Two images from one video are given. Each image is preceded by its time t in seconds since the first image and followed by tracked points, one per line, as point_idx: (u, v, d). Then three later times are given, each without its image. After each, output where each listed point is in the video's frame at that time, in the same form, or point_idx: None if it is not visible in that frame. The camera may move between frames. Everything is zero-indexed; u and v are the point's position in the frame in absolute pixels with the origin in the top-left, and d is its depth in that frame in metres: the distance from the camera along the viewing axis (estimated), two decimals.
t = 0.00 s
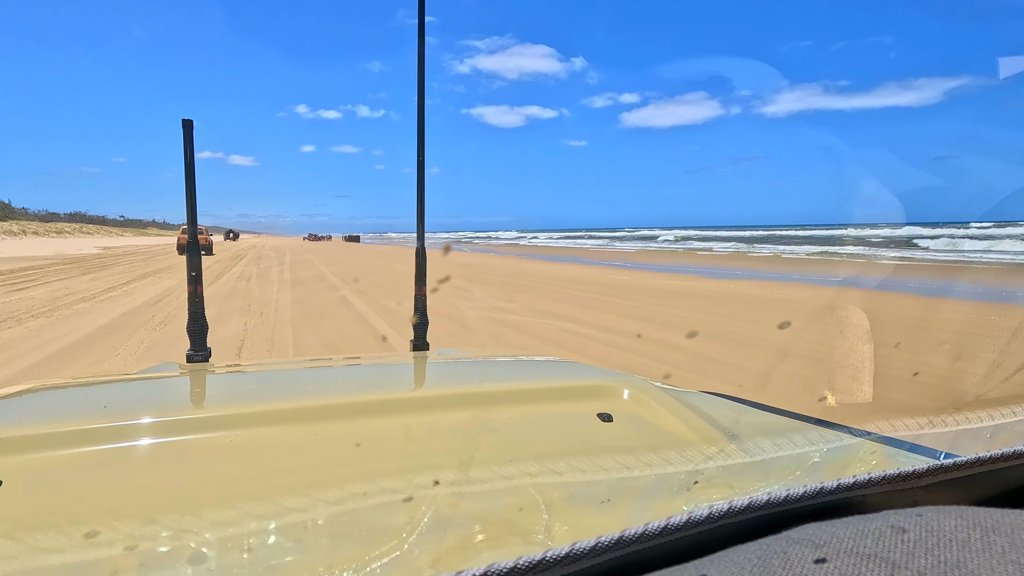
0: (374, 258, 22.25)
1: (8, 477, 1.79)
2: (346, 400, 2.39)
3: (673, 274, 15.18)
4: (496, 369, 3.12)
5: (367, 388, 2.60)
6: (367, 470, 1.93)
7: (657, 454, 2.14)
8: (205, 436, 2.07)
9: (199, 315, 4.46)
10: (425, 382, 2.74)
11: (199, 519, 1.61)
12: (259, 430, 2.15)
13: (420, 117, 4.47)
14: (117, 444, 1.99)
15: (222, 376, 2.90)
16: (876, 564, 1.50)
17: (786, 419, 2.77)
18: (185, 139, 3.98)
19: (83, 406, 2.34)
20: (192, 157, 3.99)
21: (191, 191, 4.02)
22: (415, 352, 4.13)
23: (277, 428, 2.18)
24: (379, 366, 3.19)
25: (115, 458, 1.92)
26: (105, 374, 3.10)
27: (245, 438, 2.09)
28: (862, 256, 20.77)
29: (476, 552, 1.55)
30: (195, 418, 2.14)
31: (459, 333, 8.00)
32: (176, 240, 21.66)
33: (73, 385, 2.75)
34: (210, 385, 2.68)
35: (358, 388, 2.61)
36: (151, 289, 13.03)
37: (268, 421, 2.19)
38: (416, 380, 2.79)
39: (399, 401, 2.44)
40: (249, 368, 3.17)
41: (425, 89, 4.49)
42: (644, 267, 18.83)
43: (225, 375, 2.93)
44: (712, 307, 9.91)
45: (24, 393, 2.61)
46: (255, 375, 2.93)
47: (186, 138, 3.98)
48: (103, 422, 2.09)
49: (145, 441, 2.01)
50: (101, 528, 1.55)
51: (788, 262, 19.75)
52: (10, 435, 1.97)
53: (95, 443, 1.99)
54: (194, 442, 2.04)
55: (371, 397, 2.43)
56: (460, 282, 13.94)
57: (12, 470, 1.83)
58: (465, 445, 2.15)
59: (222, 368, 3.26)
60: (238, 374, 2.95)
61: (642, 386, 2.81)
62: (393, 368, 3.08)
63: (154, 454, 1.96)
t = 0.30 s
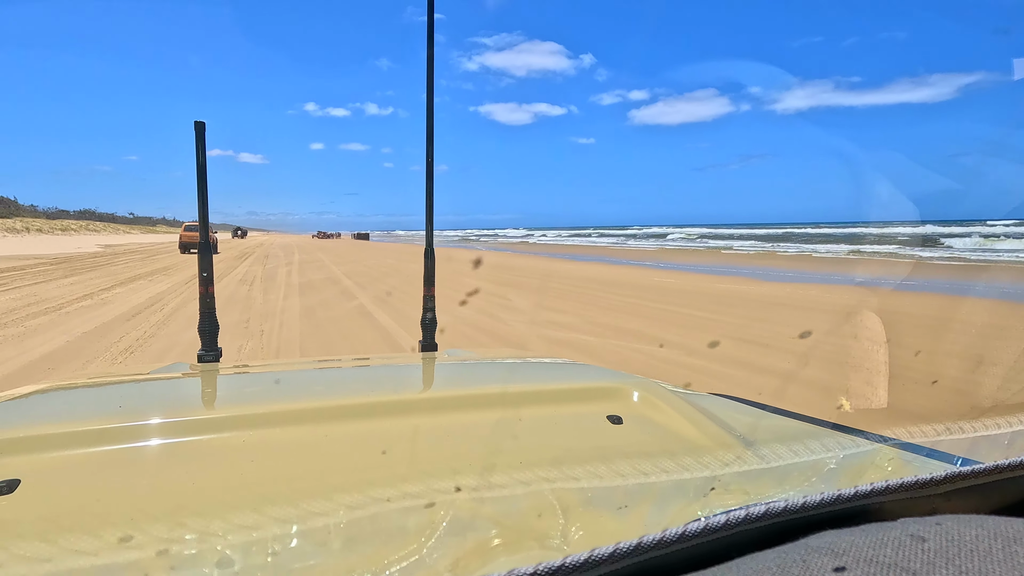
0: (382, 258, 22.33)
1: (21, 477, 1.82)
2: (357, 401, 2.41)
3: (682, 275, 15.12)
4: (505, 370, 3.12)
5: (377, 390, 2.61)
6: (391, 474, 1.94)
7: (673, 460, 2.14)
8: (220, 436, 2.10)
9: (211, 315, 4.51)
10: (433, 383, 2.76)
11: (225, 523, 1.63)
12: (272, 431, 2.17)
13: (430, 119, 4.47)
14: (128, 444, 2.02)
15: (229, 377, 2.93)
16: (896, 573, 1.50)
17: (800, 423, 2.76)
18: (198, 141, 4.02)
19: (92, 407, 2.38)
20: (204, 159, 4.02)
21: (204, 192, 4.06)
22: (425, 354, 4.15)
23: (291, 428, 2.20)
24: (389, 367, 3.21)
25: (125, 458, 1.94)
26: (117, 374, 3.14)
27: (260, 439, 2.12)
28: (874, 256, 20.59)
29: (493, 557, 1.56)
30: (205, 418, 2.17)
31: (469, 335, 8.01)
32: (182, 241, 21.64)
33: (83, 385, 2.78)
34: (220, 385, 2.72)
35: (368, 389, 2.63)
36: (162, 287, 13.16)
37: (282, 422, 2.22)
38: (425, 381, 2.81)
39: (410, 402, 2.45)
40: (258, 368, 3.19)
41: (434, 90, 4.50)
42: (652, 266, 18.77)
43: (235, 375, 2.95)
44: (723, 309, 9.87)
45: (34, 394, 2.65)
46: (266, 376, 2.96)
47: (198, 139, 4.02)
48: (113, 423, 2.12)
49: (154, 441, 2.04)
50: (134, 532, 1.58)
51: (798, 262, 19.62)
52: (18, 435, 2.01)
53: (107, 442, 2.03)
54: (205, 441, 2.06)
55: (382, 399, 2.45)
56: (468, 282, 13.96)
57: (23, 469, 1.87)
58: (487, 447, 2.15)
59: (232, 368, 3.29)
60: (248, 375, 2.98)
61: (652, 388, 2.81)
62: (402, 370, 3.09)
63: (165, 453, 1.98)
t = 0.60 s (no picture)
0: (390, 255, 22.45)
1: (39, 465, 1.91)
2: (366, 395, 2.47)
3: (688, 272, 15.12)
4: (510, 365, 3.17)
5: (385, 384, 2.68)
6: (393, 465, 2.00)
7: (670, 454, 2.19)
8: (227, 429, 2.17)
9: (221, 309, 4.59)
10: (440, 378, 2.82)
11: (233, 510, 1.70)
12: (279, 423, 2.24)
13: (437, 118, 4.52)
14: (140, 436, 2.09)
15: (241, 369, 3.00)
16: (880, 564, 1.55)
17: (799, 419, 2.79)
18: (209, 138, 4.09)
19: (106, 398, 2.46)
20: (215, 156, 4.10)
21: (214, 188, 4.14)
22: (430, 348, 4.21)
23: (296, 421, 2.27)
24: (394, 361, 3.27)
25: (137, 450, 2.01)
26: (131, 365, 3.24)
27: (267, 431, 2.18)
28: (882, 254, 20.49)
29: (491, 545, 1.61)
30: (212, 411, 2.24)
31: (475, 331, 8.09)
32: (183, 240, 21.56)
33: (98, 377, 2.88)
34: (231, 378, 2.79)
35: (376, 383, 2.69)
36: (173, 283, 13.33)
37: (290, 415, 2.29)
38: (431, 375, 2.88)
39: (416, 396, 2.51)
40: (267, 362, 3.27)
41: (441, 88, 4.54)
42: (660, 263, 18.78)
43: (245, 368, 3.03)
44: (728, 306, 9.89)
45: (52, 385, 2.75)
46: (275, 369, 3.03)
47: (209, 137, 4.09)
48: (128, 414, 2.19)
49: (166, 433, 2.11)
50: (145, 517, 1.65)
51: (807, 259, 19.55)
52: (31, 425, 2.09)
53: (118, 434, 2.10)
54: (214, 434, 2.13)
55: (390, 393, 2.51)
56: (475, 279, 14.03)
57: (37, 459, 1.94)
58: (486, 441, 2.21)
59: (242, 361, 3.38)
60: (259, 368, 3.06)
61: (657, 384, 2.86)
62: (409, 364, 3.16)
63: (175, 445, 2.05)
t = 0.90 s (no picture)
0: (398, 254, 22.45)
1: (53, 460, 1.92)
2: (377, 392, 2.46)
3: (697, 271, 15.04)
4: (519, 363, 3.16)
5: (394, 382, 2.67)
6: (406, 458, 2.00)
7: (683, 449, 2.17)
8: (239, 425, 2.17)
9: (232, 308, 4.60)
10: (449, 376, 2.81)
11: (248, 500, 1.70)
12: (292, 419, 2.25)
13: (446, 116, 4.51)
14: (154, 432, 2.10)
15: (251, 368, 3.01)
16: (903, 559, 1.53)
17: (814, 417, 2.76)
18: (220, 137, 4.11)
19: (121, 395, 2.47)
20: (227, 155, 4.11)
21: (225, 187, 4.16)
22: (438, 345, 4.21)
23: (307, 417, 2.27)
24: (404, 360, 3.27)
25: (149, 446, 2.01)
26: (143, 364, 3.26)
27: (279, 428, 2.18)
28: (893, 252, 20.31)
29: (506, 538, 1.60)
30: (223, 408, 2.23)
31: (483, 330, 8.09)
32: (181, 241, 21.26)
33: (111, 375, 2.89)
34: (242, 376, 2.80)
35: (386, 381, 2.69)
36: (184, 281, 13.40)
37: (302, 411, 2.29)
38: (440, 374, 2.88)
39: (427, 394, 2.50)
40: (277, 361, 3.28)
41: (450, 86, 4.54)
42: (667, 262, 18.70)
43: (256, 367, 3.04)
44: (738, 305, 9.84)
45: (64, 383, 2.76)
46: (285, 367, 3.04)
47: (220, 135, 4.11)
48: (142, 411, 2.20)
49: (179, 429, 2.12)
50: (163, 506, 1.67)
51: (816, 258, 19.40)
52: (43, 421, 2.10)
53: (130, 430, 2.10)
54: (225, 431, 2.13)
55: (400, 390, 2.51)
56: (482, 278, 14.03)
57: (51, 455, 1.96)
58: (498, 436, 2.20)
59: (252, 361, 3.39)
60: (269, 366, 3.06)
61: (667, 382, 2.83)
62: (418, 363, 3.15)
63: (188, 442, 2.05)
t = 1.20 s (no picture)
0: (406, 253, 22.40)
1: (68, 454, 1.94)
2: (388, 390, 2.47)
3: (705, 271, 14.98)
4: (529, 363, 3.16)
5: (403, 380, 2.68)
6: (421, 455, 2.02)
7: (695, 449, 2.17)
8: (245, 422, 2.18)
9: (241, 306, 4.62)
10: (457, 375, 2.81)
11: (268, 494, 1.73)
12: (304, 416, 2.26)
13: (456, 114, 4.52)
14: (159, 427, 2.11)
15: (261, 365, 3.02)
16: (920, 560, 1.54)
17: (826, 419, 2.74)
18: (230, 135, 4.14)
19: (127, 391, 2.49)
20: (237, 155, 4.14)
21: (235, 184, 4.18)
22: (448, 345, 4.21)
23: (319, 414, 2.28)
24: (412, 358, 3.28)
25: (159, 442, 2.03)
26: (153, 361, 3.28)
27: (291, 424, 2.20)
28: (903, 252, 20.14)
29: (518, 535, 1.60)
30: (233, 404, 2.25)
31: (490, 329, 8.11)
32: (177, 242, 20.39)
33: (119, 371, 2.91)
34: (251, 373, 2.81)
35: (395, 379, 2.69)
36: (193, 279, 13.47)
37: (313, 408, 2.30)
38: (448, 372, 2.88)
39: (437, 392, 2.51)
40: (286, 358, 3.29)
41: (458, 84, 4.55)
42: (675, 262, 18.63)
43: (265, 364, 3.06)
44: (746, 306, 9.80)
45: (73, 379, 2.78)
46: (297, 364, 3.05)
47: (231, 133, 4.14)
48: (145, 406, 2.21)
49: (186, 425, 2.13)
50: (186, 498, 1.69)
51: (825, 257, 19.26)
52: (58, 415, 2.12)
53: (141, 425, 2.12)
54: (234, 427, 2.15)
55: (410, 388, 2.51)
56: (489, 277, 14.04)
57: (68, 448, 1.98)
58: (512, 434, 2.20)
59: (261, 358, 3.41)
60: (279, 364, 3.07)
61: (675, 382, 2.81)
62: (428, 361, 3.16)
63: (198, 436, 2.07)
